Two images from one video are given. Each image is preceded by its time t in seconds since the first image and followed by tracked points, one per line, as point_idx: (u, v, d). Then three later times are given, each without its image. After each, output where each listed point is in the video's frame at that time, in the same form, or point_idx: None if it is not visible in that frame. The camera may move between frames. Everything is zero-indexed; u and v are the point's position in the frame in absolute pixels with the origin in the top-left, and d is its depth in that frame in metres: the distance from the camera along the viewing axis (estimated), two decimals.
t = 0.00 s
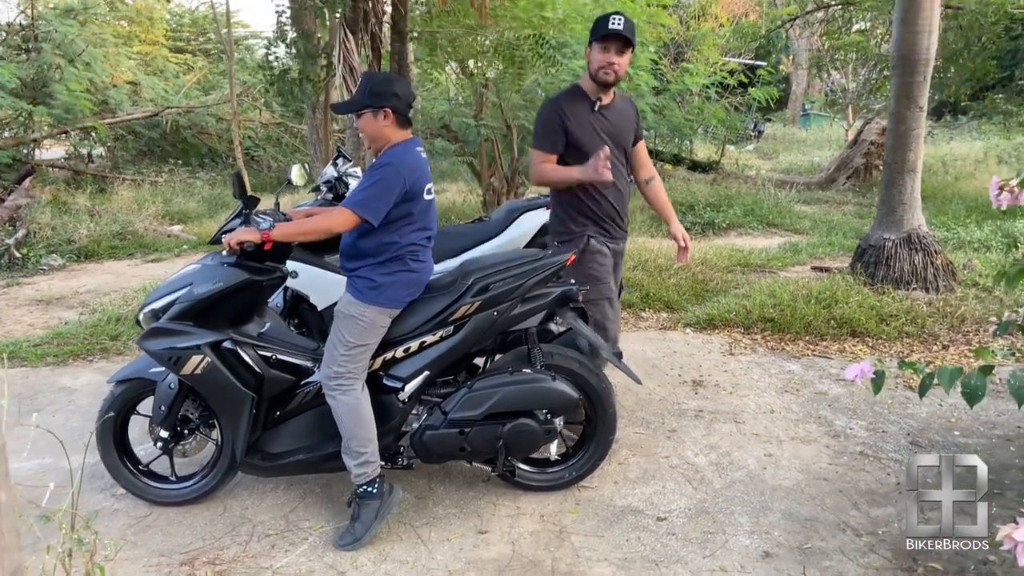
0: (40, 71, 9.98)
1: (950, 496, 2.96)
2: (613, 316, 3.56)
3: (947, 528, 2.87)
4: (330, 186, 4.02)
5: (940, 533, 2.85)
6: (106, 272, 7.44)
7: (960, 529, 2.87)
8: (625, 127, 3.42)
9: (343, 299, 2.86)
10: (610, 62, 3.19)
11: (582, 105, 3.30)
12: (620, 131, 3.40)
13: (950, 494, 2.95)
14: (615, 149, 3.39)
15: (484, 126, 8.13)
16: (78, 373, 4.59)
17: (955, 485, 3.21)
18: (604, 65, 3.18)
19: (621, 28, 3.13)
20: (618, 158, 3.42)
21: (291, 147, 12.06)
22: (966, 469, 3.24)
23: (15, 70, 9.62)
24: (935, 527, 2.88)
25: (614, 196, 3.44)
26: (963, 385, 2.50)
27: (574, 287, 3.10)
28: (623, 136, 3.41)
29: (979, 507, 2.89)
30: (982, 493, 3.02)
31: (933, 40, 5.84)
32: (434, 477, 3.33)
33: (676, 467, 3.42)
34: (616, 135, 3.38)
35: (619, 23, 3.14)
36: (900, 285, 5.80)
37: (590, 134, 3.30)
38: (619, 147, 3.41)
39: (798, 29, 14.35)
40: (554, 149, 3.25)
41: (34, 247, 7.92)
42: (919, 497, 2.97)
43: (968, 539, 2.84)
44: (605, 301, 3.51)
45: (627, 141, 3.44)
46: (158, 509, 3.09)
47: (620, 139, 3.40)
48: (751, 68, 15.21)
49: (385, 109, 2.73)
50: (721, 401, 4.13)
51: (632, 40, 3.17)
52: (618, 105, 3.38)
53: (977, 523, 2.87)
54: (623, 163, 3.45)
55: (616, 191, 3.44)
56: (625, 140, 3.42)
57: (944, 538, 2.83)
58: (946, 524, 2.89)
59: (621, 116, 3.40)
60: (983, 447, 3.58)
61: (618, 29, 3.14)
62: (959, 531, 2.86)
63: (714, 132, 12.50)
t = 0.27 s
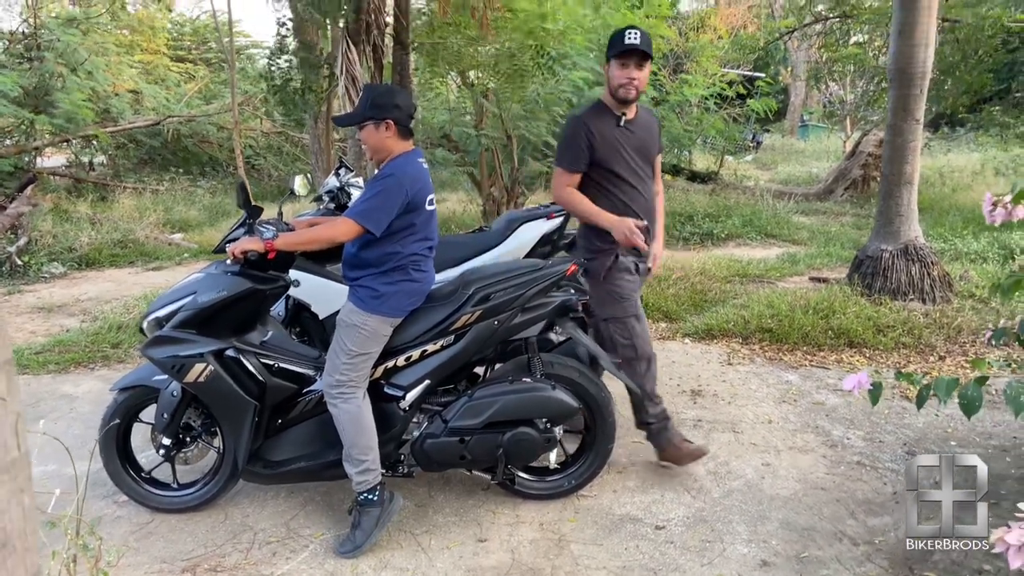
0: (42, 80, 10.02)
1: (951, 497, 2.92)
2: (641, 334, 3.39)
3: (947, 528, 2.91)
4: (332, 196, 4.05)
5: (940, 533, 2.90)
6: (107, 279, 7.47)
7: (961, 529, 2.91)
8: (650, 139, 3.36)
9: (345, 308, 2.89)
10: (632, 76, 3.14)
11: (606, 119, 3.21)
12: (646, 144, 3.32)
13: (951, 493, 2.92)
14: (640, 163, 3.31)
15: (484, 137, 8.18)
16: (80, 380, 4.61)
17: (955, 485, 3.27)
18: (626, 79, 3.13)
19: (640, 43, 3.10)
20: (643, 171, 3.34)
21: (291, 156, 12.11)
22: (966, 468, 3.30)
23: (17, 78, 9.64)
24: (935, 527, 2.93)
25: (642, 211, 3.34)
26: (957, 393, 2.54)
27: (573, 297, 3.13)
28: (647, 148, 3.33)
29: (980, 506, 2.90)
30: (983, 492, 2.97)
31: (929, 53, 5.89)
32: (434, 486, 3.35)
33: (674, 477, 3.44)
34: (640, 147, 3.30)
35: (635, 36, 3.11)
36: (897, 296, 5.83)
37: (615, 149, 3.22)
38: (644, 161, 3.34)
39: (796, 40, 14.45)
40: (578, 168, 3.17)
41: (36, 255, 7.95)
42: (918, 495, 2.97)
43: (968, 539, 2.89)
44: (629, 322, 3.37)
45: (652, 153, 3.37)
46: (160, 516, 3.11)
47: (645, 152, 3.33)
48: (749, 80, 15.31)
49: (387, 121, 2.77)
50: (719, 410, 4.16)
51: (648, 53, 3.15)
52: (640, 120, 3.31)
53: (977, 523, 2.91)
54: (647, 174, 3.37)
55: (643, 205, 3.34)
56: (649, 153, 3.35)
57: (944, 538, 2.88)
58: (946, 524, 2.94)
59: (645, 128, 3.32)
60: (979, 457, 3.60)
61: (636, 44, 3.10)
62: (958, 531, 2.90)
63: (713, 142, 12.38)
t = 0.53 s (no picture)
0: (44, 85, 10.04)
1: (951, 498, 2.99)
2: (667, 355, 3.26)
3: (947, 529, 2.95)
4: (335, 201, 4.08)
5: (940, 533, 2.94)
6: (108, 284, 7.48)
7: (960, 529, 2.96)
8: (687, 141, 3.29)
9: (348, 311, 2.91)
10: (658, 77, 3.11)
11: (637, 123, 3.18)
12: (683, 146, 3.26)
13: (950, 494, 3.00)
14: (675, 166, 3.24)
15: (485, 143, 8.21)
16: (82, 383, 4.62)
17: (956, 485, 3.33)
18: (652, 80, 3.10)
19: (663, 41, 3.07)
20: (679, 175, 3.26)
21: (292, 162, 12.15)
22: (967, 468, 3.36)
23: (20, 83, 9.66)
24: (935, 527, 2.96)
25: (679, 217, 3.25)
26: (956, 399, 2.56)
27: (575, 302, 3.16)
28: (682, 151, 3.25)
29: (980, 507, 2.94)
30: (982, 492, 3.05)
31: (928, 61, 5.92)
32: (436, 490, 3.36)
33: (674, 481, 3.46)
34: (675, 150, 3.23)
35: (658, 36, 3.09)
36: (897, 302, 5.86)
37: (649, 152, 3.17)
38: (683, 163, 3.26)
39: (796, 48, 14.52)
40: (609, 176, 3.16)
41: (38, 259, 7.97)
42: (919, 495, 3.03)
43: (967, 539, 2.94)
44: (658, 339, 3.25)
45: (691, 155, 3.30)
46: (162, 518, 3.12)
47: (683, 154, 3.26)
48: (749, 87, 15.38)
49: (391, 126, 2.80)
50: (719, 415, 4.17)
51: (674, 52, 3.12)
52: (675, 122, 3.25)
53: (977, 524, 2.96)
54: (685, 178, 3.28)
55: (680, 211, 3.25)
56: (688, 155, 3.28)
57: (944, 538, 2.92)
58: (946, 525, 2.97)
59: (680, 130, 3.26)
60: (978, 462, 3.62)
61: (659, 44, 3.07)
62: (958, 531, 2.95)
63: (713, 150, 12.51)
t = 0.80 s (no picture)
0: (45, 86, 10.04)
1: (951, 497, 3.10)
2: (671, 364, 3.22)
3: (947, 529, 3.01)
4: (333, 202, 4.08)
5: (940, 533, 2.99)
6: (108, 285, 7.48)
7: (960, 529, 3.01)
8: (716, 146, 3.14)
9: (346, 312, 2.91)
10: (687, 77, 2.99)
11: (661, 122, 3.08)
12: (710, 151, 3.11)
13: (949, 494, 3.09)
14: (698, 170, 3.11)
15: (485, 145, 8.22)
16: (81, 384, 4.62)
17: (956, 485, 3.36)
18: (679, 79, 2.99)
19: (695, 40, 2.93)
20: (702, 180, 3.12)
21: (292, 163, 12.16)
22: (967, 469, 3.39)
23: (20, 83, 9.67)
24: (935, 527, 3.02)
25: (696, 221, 3.11)
26: (954, 399, 2.55)
27: (572, 304, 3.16)
28: (708, 155, 3.11)
29: (979, 507, 3.02)
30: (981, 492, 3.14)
31: (928, 65, 5.92)
32: (433, 491, 3.37)
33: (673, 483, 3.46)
34: (700, 154, 3.10)
35: (690, 34, 2.95)
36: (895, 306, 5.86)
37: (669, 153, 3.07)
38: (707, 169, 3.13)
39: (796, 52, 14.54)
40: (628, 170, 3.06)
41: (37, 259, 7.97)
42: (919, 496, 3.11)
43: (968, 539, 2.98)
44: (662, 348, 3.20)
45: (718, 161, 3.15)
46: (160, 518, 3.12)
47: (708, 159, 3.12)
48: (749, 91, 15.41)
49: (391, 127, 2.80)
50: (718, 418, 4.17)
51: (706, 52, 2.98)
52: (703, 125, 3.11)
53: (977, 524, 3.01)
54: (708, 184, 3.13)
55: (697, 217, 3.11)
56: (714, 161, 3.13)
57: (945, 538, 2.96)
58: (946, 524, 3.03)
59: (709, 134, 3.12)
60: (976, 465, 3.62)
61: (690, 43, 2.94)
62: (958, 531, 3.00)
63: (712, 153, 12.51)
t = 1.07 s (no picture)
0: (46, 84, 10.05)
1: (951, 497, 3.13)
2: (675, 372, 3.13)
3: (946, 529, 3.02)
4: (333, 201, 4.08)
5: (940, 533, 3.00)
6: (108, 283, 7.49)
7: (961, 529, 3.02)
8: (744, 150, 2.92)
9: (345, 311, 2.91)
10: (713, 74, 2.83)
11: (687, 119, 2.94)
12: (734, 154, 2.90)
13: (950, 495, 3.13)
14: (718, 172, 2.93)
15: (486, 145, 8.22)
16: (81, 382, 4.62)
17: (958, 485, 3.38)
18: (706, 77, 2.84)
19: (720, 36, 2.75)
20: (722, 183, 2.93)
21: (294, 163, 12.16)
22: (968, 469, 3.40)
23: (22, 81, 9.68)
24: (935, 527, 3.04)
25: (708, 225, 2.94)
26: (956, 399, 2.54)
27: (572, 303, 3.16)
28: (731, 157, 2.91)
29: (979, 507, 3.04)
30: (983, 493, 3.21)
31: (930, 64, 5.92)
32: (433, 490, 3.37)
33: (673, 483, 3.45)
34: (721, 156, 2.91)
35: (718, 30, 2.77)
36: (896, 306, 5.85)
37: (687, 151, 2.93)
38: (728, 172, 2.93)
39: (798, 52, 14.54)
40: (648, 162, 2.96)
41: (38, 257, 7.98)
42: (919, 496, 3.13)
43: (968, 539, 2.98)
44: (666, 353, 3.11)
45: (744, 166, 2.93)
46: (159, 516, 3.12)
47: (731, 162, 2.91)
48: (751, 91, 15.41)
49: (392, 125, 2.81)
50: (718, 417, 4.17)
51: (735, 49, 2.78)
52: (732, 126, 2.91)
53: (977, 524, 3.02)
54: (729, 189, 2.94)
55: (709, 222, 2.94)
56: (738, 165, 2.92)
57: (945, 539, 2.97)
58: (946, 525, 3.05)
59: (738, 136, 2.91)
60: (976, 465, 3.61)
61: (716, 40, 2.76)
62: (958, 531, 3.01)
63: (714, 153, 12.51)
